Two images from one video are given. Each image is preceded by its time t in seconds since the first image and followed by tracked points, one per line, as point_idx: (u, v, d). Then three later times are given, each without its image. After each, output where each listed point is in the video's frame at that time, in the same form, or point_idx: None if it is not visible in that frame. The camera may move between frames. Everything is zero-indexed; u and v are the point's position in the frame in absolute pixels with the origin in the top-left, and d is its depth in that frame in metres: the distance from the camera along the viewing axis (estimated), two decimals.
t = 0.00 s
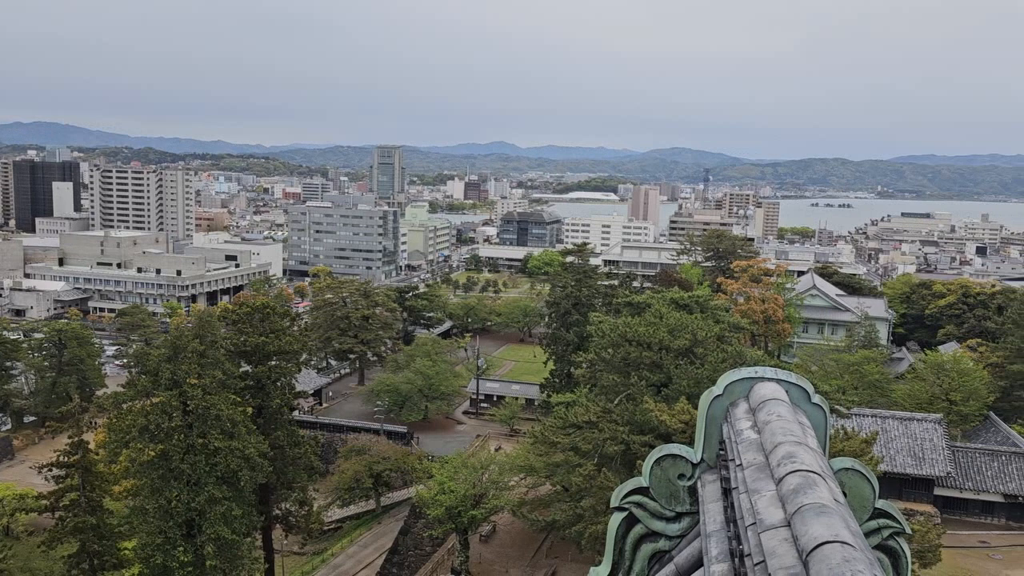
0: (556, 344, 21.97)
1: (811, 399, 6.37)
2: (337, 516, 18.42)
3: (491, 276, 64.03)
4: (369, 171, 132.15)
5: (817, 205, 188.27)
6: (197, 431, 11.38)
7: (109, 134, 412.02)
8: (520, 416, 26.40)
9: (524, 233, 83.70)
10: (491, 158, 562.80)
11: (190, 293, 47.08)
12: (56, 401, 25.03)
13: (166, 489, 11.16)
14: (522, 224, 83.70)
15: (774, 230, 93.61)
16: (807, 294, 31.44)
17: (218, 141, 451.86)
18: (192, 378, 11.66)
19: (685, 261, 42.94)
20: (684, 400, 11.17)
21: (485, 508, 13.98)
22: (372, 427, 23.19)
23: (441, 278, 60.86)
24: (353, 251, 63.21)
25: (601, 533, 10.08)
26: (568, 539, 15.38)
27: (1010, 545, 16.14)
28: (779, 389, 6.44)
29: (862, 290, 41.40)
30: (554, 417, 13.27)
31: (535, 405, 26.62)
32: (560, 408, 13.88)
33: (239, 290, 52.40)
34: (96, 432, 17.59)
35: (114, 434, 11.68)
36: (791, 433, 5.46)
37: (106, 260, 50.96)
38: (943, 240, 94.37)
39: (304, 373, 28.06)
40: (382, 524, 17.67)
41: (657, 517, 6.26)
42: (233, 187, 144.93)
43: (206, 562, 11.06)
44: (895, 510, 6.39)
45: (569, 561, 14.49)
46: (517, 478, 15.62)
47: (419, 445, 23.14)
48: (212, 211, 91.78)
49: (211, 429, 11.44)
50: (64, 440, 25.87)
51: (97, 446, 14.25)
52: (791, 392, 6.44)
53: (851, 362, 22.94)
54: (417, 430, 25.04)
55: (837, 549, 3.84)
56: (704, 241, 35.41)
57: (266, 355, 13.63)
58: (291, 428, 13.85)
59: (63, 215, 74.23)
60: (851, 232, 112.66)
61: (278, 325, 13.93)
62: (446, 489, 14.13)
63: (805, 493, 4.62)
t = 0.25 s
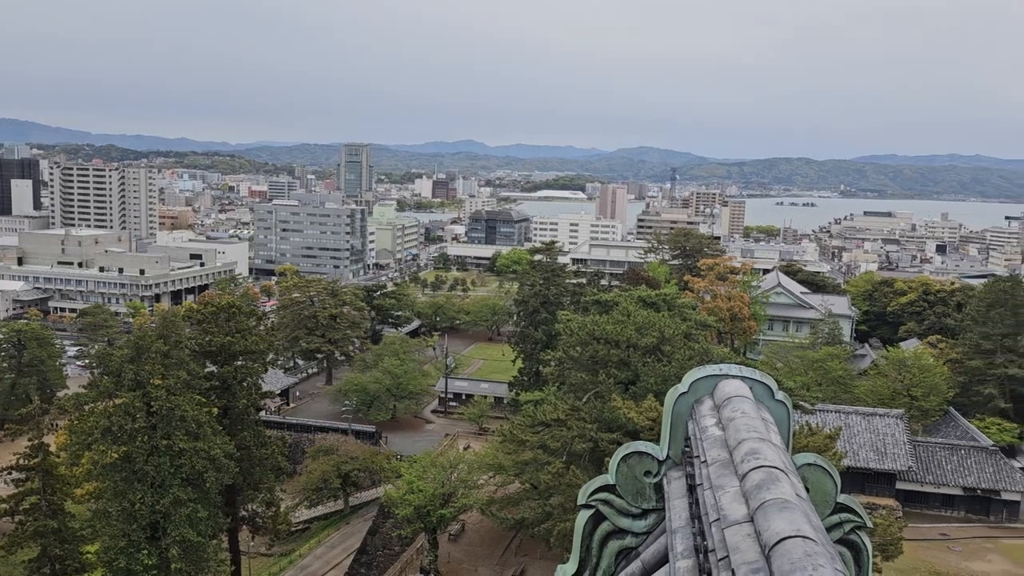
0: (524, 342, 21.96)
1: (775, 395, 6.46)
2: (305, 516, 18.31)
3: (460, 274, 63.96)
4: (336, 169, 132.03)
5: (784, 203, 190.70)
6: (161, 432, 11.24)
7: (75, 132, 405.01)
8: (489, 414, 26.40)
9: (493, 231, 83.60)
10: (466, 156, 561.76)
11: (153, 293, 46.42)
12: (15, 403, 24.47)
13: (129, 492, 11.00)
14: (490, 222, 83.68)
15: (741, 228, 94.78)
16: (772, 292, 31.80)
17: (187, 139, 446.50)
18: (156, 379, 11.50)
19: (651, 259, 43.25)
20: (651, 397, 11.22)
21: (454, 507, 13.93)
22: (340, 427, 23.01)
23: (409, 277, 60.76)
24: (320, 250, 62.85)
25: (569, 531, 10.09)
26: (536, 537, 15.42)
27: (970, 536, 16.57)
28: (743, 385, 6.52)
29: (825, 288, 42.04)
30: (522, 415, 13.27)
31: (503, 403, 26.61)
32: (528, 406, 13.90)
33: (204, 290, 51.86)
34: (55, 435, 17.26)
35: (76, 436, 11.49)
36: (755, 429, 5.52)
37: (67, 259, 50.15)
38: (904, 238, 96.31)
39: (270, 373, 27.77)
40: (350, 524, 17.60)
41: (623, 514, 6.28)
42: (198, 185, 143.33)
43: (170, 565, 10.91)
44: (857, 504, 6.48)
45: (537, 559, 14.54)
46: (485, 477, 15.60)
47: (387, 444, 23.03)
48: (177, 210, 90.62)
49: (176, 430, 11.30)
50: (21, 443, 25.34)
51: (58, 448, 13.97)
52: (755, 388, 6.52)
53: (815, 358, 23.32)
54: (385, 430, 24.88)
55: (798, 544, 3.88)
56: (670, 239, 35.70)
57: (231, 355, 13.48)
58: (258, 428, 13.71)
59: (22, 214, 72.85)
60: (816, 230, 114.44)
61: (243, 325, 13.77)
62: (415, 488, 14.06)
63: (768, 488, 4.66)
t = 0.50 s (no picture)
0: (486, 341, 21.96)
1: (731, 392, 6.57)
2: (264, 518, 17.96)
3: (421, 273, 63.68)
4: (295, 167, 131.83)
5: (741, 202, 193.50)
6: (116, 434, 11.04)
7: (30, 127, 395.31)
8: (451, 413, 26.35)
9: (454, 230, 83.31)
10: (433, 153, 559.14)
11: (107, 292, 45.47)
12: None
13: (83, 496, 10.79)
14: (452, 221, 83.46)
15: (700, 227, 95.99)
16: (730, 290, 32.26)
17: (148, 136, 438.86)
18: (110, 380, 11.30)
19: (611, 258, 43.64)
20: (612, 395, 11.30)
21: (416, 506, 13.88)
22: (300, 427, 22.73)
23: (369, 276, 60.47)
24: (279, 249, 62.19)
25: (528, 530, 10.13)
26: (498, 536, 15.46)
27: (921, 527, 17.12)
28: (699, 383, 6.63)
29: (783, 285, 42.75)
30: (484, 414, 13.30)
31: (464, 402, 26.61)
32: (490, 404, 13.93)
33: (160, 289, 51.00)
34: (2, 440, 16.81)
35: (27, 440, 11.24)
36: (710, 426, 5.60)
37: (16, 258, 49.07)
38: (857, 237, 98.84)
39: (228, 374, 27.36)
40: (311, 525, 17.44)
41: (582, 511, 6.31)
42: (154, 183, 141.14)
43: (126, 570, 10.73)
44: (812, 499, 6.57)
45: (499, 558, 14.58)
46: (447, 475, 15.56)
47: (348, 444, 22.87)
48: (132, 208, 88.99)
49: (131, 432, 11.11)
50: None
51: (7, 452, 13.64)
52: (712, 385, 6.63)
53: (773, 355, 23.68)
54: (345, 430, 24.73)
55: (753, 539, 3.92)
56: (631, 237, 35.98)
57: (188, 355, 13.27)
58: (216, 429, 13.53)
59: None
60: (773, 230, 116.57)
61: (200, 325, 13.54)
62: (376, 488, 13.97)
63: (723, 485, 4.71)
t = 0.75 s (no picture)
0: (450, 340, 21.97)
1: (692, 390, 6.65)
2: (225, 521, 17.61)
3: (384, 272, 63.31)
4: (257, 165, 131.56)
5: (703, 202, 195.65)
6: (72, 437, 10.87)
7: None
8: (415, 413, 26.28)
9: (417, 229, 83.59)
10: (404, 151, 555.55)
11: (62, 292, 44.61)
12: None
13: (38, 500, 10.59)
14: (415, 220, 83.69)
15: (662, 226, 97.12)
16: (693, 288, 32.59)
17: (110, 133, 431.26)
18: (66, 382, 11.11)
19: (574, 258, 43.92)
20: (576, 393, 11.37)
21: (380, 507, 13.82)
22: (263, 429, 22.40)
23: (332, 275, 60.16)
24: (240, 248, 61.58)
25: (491, 529, 10.17)
26: (463, 535, 15.46)
27: (879, 521, 17.54)
28: (661, 381, 6.70)
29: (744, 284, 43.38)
30: (448, 414, 13.27)
31: (429, 402, 26.40)
32: (455, 404, 13.92)
33: (117, 289, 50.13)
34: None
35: None
36: (671, 424, 5.65)
37: None
38: (815, 237, 100.97)
39: (188, 375, 26.97)
40: (275, 527, 17.30)
41: (545, 509, 6.33)
42: (110, 181, 138.74)
43: None
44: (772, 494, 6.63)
45: (465, 557, 14.58)
46: (411, 476, 15.51)
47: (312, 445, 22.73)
48: (88, 206, 87.33)
49: (88, 435, 10.94)
50: None
51: None
52: (674, 383, 6.72)
53: (734, 353, 23.95)
54: (307, 430, 24.56)
55: (713, 534, 3.95)
56: (594, 236, 36.24)
57: (147, 356, 13.09)
58: (176, 432, 13.36)
59: None
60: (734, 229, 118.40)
61: (159, 325, 13.36)
62: (340, 489, 13.87)
63: (684, 482, 4.75)
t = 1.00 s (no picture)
0: (409, 340, 22.00)
1: (648, 388, 6.73)
2: (180, 526, 17.60)
3: (342, 272, 62.95)
4: (211, 164, 131.58)
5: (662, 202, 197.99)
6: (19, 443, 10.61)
7: None
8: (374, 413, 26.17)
9: (376, 228, 83.59)
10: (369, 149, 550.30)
11: (8, 294, 42.71)
12: None
13: None
14: (373, 220, 83.70)
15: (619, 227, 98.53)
16: (650, 287, 33.04)
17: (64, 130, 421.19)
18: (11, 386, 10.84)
19: (531, 257, 44.26)
20: (534, 392, 11.47)
21: (338, 510, 13.70)
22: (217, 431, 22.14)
23: (289, 275, 59.71)
24: (195, 247, 60.81)
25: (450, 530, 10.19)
26: (423, 536, 15.43)
27: (832, 515, 18.14)
28: (618, 380, 6.76)
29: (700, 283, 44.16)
30: (407, 414, 13.24)
31: (387, 402, 26.44)
32: (413, 404, 13.92)
33: (67, 291, 48.78)
34: None
35: None
36: (627, 422, 5.69)
37: None
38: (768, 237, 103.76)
39: (140, 377, 26.50)
40: (231, 531, 17.10)
41: (502, 509, 6.28)
42: (58, 180, 135.56)
43: None
44: (726, 491, 6.71)
45: (425, 558, 14.55)
46: (370, 477, 15.41)
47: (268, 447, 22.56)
48: (35, 206, 85.05)
49: (35, 439, 10.69)
50: None
51: None
52: (630, 381, 6.79)
53: (691, 351, 24.27)
54: (264, 433, 24.37)
55: (666, 532, 3.96)
56: (553, 236, 36.55)
57: (98, 359, 12.83)
58: (128, 435, 13.13)
59: None
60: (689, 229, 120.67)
61: (109, 327, 13.11)
62: (297, 491, 13.72)
63: (639, 479, 4.77)
